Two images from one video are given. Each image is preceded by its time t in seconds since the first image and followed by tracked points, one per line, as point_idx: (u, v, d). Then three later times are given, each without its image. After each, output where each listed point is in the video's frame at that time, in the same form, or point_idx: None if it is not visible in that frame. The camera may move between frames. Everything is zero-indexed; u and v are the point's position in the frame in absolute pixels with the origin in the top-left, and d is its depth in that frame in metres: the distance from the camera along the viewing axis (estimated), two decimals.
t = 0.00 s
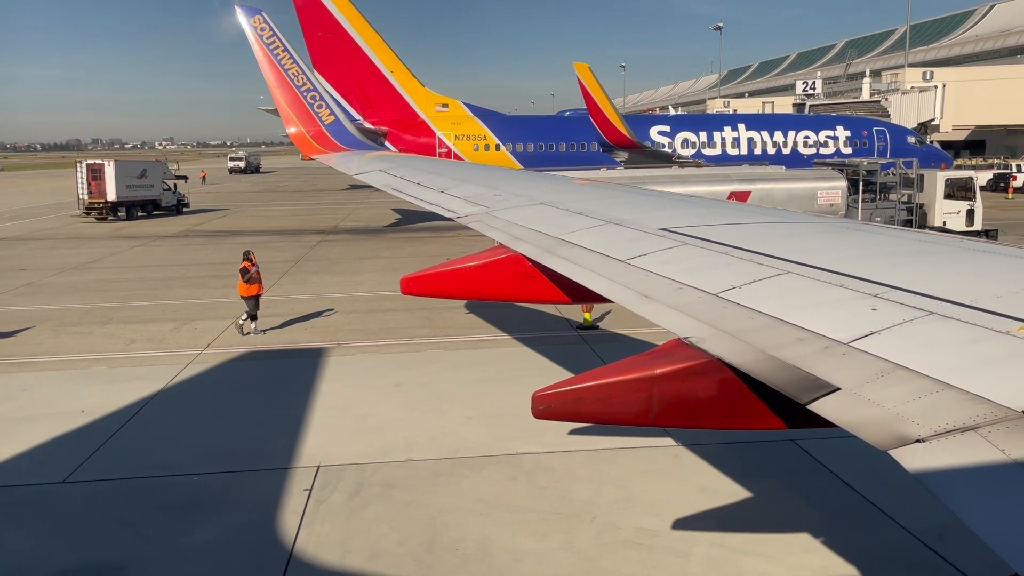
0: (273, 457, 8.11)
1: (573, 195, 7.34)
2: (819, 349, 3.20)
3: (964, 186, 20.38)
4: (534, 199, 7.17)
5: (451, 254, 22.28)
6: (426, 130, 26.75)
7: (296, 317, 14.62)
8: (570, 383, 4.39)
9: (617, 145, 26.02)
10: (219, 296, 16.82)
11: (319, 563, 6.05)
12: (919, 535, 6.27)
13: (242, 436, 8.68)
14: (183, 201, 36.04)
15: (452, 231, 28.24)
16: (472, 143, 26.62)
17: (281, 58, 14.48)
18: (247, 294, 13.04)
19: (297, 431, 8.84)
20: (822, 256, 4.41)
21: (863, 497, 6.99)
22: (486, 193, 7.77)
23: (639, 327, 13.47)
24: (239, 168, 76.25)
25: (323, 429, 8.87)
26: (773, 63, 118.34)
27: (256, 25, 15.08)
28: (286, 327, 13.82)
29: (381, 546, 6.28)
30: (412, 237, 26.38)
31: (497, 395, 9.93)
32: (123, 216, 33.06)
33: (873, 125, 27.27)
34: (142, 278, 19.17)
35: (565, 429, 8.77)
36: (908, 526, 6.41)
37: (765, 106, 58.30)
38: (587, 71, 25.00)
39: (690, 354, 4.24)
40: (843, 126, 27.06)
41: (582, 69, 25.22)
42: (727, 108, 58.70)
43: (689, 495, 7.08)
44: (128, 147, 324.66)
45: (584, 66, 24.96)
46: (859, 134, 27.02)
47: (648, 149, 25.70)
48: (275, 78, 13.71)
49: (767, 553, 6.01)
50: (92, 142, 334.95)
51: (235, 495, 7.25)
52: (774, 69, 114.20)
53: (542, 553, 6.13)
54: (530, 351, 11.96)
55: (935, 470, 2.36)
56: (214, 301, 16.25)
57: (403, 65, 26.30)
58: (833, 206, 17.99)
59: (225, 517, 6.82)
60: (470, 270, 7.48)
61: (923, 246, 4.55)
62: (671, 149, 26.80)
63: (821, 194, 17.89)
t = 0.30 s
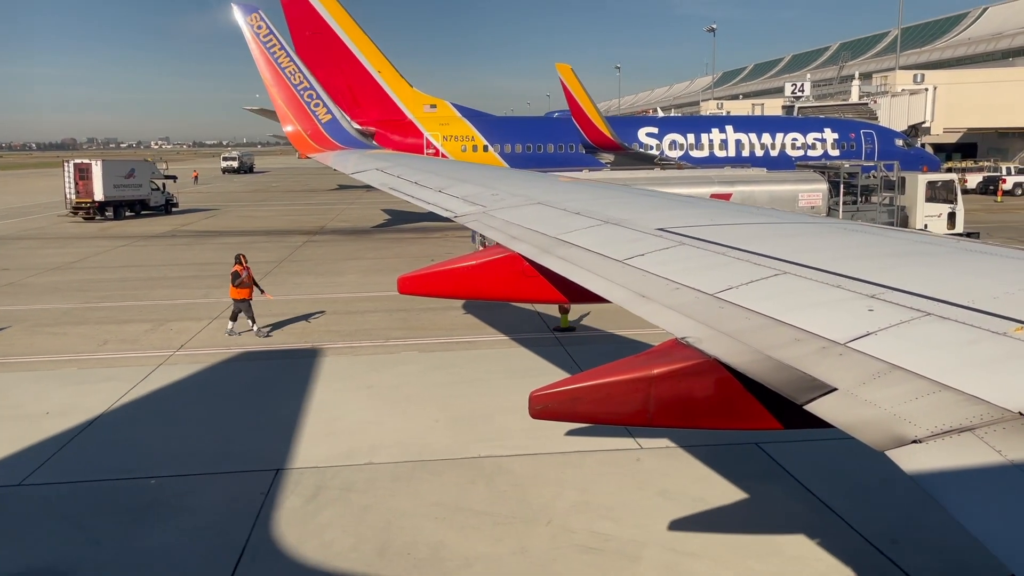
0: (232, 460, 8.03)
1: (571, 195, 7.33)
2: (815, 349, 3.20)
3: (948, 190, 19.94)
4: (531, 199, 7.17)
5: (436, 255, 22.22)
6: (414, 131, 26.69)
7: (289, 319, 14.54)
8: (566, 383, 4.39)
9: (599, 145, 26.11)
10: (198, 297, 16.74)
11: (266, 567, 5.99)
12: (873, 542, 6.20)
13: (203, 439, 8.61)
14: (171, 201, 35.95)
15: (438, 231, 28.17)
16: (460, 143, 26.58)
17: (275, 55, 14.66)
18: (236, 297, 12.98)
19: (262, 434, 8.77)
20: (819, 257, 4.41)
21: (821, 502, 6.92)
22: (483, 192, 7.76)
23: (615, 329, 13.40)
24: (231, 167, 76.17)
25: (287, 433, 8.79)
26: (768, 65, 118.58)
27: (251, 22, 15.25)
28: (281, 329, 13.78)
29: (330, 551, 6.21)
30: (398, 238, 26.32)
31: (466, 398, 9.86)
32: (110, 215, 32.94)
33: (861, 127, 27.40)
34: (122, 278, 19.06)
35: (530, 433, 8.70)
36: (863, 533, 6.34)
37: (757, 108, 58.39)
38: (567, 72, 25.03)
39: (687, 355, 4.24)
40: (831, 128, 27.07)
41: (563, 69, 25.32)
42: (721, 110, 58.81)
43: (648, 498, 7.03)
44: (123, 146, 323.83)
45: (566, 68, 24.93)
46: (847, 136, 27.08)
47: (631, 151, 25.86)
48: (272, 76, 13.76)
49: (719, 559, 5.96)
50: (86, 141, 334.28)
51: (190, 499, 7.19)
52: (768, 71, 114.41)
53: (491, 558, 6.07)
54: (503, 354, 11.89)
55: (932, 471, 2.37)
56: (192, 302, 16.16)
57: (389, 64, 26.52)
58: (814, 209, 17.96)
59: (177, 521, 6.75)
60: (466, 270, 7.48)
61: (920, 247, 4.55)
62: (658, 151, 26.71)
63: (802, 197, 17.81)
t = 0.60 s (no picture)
0: (194, 462, 7.98)
1: (570, 195, 7.30)
2: (812, 349, 3.19)
3: (929, 191, 20.21)
4: (528, 198, 7.16)
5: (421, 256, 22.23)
6: (402, 131, 26.80)
7: (282, 320, 14.47)
8: (563, 382, 4.37)
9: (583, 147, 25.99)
10: (177, 297, 16.73)
11: (215, 570, 5.96)
12: (823, 544, 6.17)
13: (165, 441, 8.56)
14: (161, 200, 35.99)
15: (426, 232, 28.20)
16: (448, 143, 26.63)
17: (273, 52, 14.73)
18: (231, 296, 12.98)
19: (227, 435, 8.71)
20: (816, 257, 4.40)
21: (777, 504, 6.88)
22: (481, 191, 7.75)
23: (591, 329, 13.38)
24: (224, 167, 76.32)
25: (252, 433, 8.74)
26: (765, 66, 118.55)
27: (250, 20, 15.41)
28: (276, 328, 13.76)
29: (282, 554, 6.17)
30: (385, 238, 26.33)
31: (433, 400, 9.82)
32: (99, 214, 32.96)
33: (850, 129, 27.39)
34: (103, 278, 19.05)
35: (495, 434, 8.65)
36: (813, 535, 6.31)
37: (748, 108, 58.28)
38: (550, 73, 25.03)
39: (684, 354, 4.23)
40: (819, 130, 27.05)
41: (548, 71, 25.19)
42: (712, 110, 58.84)
43: (606, 501, 6.96)
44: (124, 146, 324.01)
45: (549, 69, 24.94)
46: (835, 138, 27.06)
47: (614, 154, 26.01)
48: (270, 74, 13.81)
49: (671, 564, 5.90)
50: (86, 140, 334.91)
51: (146, 501, 7.14)
52: (765, 72, 114.46)
53: (442, 561, 6.02)
54: (476, 355, 11.86)
55: (929, 472, 2.36)
56: (169, 302, 16.15)
57: (377, 65, 26.71)
58: (795, 210, 18.03)
59: (131, 523, 6.70)
60: (465, 269, 7.47)
61: (918, 247, 4.54)
62: (647, 152, 26.87)
63: (783, 199, 17.90)
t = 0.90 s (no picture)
0: (159, 463, 7.95)
1: (568, 195, 7.31)
2: (809, 349, 3.20)
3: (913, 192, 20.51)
4: (526, 198, 7.17)
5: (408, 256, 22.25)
6: (392, 131, 26.91)
7: (277, 320, 14.45)
8: (562, 382, 4.38)
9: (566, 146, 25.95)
10: (159, 297, 16.72)
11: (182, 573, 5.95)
12: (780, 546, 6.16)
13: (132, 442, 8.53)
14: (152, 199, 35.98)
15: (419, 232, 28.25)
16: (438, 143, 26.83)
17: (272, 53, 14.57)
18: (224, 297, 12.95)
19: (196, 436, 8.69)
20: (815, 258, 4.40)
21: (737, 507, 6.87)
22: (480, 191, 7.75)
23: (575, 330, 13.38)
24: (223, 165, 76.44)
25: (220, 434, 8.72)
26: (761, 67, 118.66)
27: (249, 21, 15.27)
28: (269, 329, 13.73)
29: (236, 556, 6.15)
30: (374, 238, 26.34)
31: (404, 401, 9.80)
32: (90, 213, 32.95)
33: (839, 131, 27.32)
34: (87, 277, 19.04)
35: (462, 436, 8.62)
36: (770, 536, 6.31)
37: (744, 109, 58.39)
38: (535, 73, 24.97)
39: (682, 354, 4.24)
40: (809, 131, 27.01)
41: (531, 72, 25.05)
42: (708, 110, 58.91)
43: (566, 503, 6.94)
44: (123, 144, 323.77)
45: (533, 69, 24.89)
46: (826, 139, 26.99)
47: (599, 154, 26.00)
48: (269, 76, 13.57)
49: (625, 567, 5.88)
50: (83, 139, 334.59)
51: (119, 501, 7.12)
52: (762, 73, 114.55)
53: (395, 564, 5.99)
54: (452, 356, 11.86)
55: (926, 473, 2.37)
56: (151, 302, 16.15)
57: (368, 65, 26.71)
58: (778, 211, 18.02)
59: (89, 524, 6.67)
60: (464, 269, 7.47)
61: (915, 249, 4.55)
62: (637, 152, 26.94)
63: (767, 199, 17.93)
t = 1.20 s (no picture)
0: (123, 464, 7.90)
1: (567, 194, 7.30)
2: (808, 349, 3.20)
3: (898, 194, 20.59)
4: (525, 198, 7.16)
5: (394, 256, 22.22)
6: (382, 130, 27.17)
7: (276, 319, 14.44)
8: (560, 381, 4.37)
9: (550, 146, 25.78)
10: (142, 296, 16.68)
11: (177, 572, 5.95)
12: (738, 549, 6.12)
13: (96, 442, 8.49)
14: (145, 198, 35.93)
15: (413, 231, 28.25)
16: (429, 143, 27.06)
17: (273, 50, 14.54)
18: (224, 294, 12.94)
19: (163, 437, 8.65)
20: (813, 258, 4.40)
21: (700, 511, 6.83)
22: (479, 190, 7.76)
23: (565, 330, 13.38)
24: (219, 164, 76.37)
25: (186, 436, 8.67)
26: (759, 67, 118.76)
27: (250, 17, 15.25)
28: (266, 329, 13.70)
29: (190, 558, 6.13)
30: (364, 238, 26.31)
31: (376, 402, 9.75)
32: (82, 212, 32.91)
33: (831, 131, 27.37)
34: (72, 276, 19.00)
35: (431, 437, 8.58)
36: (729, 540, 6.27)
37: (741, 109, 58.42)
38: (520, 73, 24.92)
39: (681, 353, 4.23)
40: (801, 132, 26.98)
41: (518, 71, 25.08)
42: (704, 112, 58.92)
43: (529, 506, 6.91)
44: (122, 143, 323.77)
45: (520, 69, 24.87)
46: (817, 139, 27.05)
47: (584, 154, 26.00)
48: (269, 71, 13.46)
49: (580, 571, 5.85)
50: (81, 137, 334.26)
51: (114, 501, 7.12)
52: (760, 73, 114.61)
53: (350, 565, 5.96)
54: (429, 356, 11.83)
55: (924, 473, 2.37)
56: (133, 301, 16.11)
57: (359, 65, 26.87)
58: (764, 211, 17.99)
59: (44, 525, 6.63)
60: (463, 268, 7.47)
61: (914, 249, 4.55)
62: (628, 152, 26.91)
63: (752, 200, 17.93)
